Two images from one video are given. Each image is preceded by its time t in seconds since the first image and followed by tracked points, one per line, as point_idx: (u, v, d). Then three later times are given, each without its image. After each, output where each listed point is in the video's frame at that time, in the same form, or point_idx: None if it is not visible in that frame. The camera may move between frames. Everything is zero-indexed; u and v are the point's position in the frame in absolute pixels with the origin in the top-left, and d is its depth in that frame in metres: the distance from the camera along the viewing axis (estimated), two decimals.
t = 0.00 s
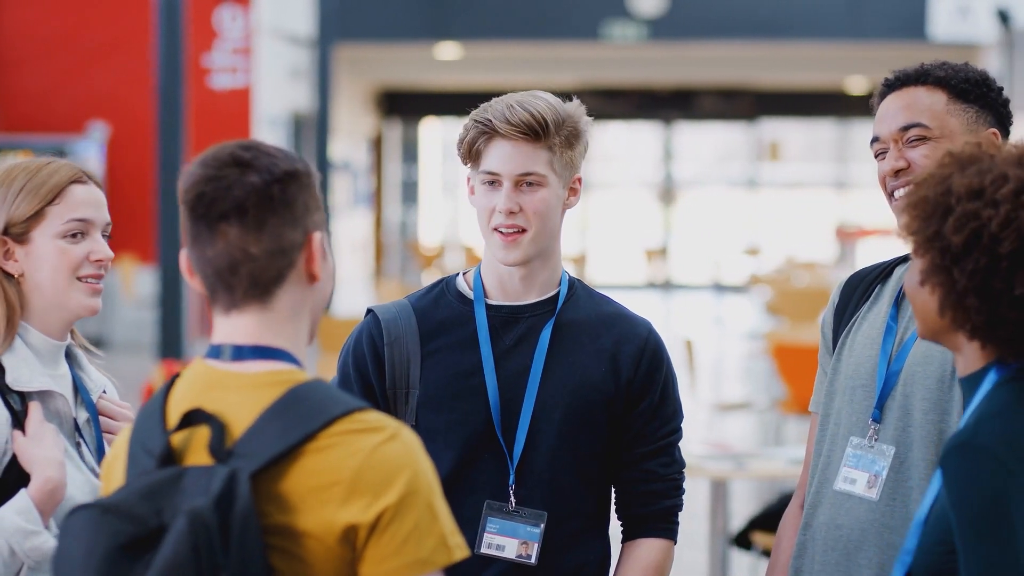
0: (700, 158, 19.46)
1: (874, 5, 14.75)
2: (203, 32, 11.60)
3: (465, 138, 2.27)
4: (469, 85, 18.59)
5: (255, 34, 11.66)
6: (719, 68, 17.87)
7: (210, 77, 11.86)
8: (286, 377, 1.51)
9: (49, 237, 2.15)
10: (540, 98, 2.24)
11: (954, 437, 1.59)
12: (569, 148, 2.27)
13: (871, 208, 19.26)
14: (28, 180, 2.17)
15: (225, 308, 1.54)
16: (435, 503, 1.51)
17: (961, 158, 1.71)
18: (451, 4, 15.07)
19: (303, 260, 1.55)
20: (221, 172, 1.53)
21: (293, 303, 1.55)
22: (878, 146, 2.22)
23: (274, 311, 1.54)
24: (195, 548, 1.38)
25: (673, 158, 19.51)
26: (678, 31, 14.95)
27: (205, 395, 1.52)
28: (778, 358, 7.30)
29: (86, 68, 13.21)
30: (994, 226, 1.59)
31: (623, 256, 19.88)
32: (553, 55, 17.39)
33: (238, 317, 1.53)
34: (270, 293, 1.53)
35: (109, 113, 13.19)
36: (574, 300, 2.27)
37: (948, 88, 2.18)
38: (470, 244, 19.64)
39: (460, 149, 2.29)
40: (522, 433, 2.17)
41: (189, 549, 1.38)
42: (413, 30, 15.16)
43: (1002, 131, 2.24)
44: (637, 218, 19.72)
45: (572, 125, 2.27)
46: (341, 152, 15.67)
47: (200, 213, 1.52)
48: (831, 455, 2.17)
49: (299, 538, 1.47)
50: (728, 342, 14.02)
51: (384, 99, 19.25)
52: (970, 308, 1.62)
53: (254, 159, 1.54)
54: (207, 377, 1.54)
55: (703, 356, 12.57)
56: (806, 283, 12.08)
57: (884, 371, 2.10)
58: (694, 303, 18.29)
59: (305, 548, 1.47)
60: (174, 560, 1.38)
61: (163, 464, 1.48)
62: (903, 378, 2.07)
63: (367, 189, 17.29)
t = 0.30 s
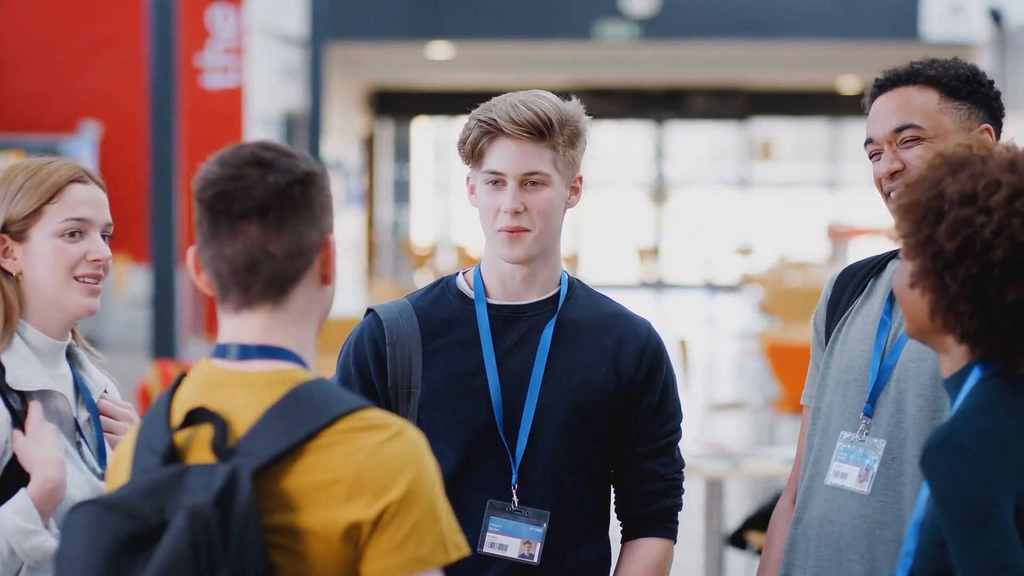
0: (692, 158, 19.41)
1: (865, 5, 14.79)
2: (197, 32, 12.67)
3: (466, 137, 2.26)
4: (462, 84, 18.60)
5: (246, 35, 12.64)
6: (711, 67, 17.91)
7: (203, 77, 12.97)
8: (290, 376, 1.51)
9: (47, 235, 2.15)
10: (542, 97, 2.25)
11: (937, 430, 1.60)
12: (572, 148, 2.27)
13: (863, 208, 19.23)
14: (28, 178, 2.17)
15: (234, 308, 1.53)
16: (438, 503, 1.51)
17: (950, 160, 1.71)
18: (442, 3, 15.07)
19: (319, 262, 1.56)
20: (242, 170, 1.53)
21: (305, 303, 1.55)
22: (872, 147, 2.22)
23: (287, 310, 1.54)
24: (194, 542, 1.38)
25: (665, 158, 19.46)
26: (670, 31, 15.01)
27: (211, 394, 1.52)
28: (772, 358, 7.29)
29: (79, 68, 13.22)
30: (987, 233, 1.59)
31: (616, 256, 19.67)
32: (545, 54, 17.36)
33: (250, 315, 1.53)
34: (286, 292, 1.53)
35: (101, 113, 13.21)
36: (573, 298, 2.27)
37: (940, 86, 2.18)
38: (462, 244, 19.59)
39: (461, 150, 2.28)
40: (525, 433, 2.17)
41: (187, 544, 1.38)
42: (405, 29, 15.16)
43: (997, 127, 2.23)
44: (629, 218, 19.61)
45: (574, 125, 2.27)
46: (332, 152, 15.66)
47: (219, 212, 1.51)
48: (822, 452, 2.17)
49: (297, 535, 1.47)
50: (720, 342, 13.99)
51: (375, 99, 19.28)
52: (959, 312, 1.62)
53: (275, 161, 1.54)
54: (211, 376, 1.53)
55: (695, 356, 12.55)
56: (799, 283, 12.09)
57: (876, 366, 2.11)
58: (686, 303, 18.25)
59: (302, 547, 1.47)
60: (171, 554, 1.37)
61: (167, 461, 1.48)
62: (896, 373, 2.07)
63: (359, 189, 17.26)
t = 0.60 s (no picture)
0: (684, 159, 19.39)
1: (857, 5, 14.77)
2: (188, 31, 12.97)
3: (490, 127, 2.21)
4: (454, 84, 18.57)
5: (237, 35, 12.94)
6: (703, 68, 17.88)
7: (196, 76, 13.41)
8: (295, 378, 1.51)
9: (48, 235, 2.15)
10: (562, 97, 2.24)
11: (927, 428, 1.60)
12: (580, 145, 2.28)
13: (854, 208, 19.23)
14: (30, 177, 2.17)
15: (240, 308, 1.54)
16: (438, 506, 1.50)
17: (935, 157, 1.72)
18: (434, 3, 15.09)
19: (328, 261, 1.57)
20: (253, 168, 1.53)
21: (311, 304, 1.56)
22: (862, 145, 2.23)
23: (295, 310, 1.54)
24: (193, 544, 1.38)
25: (656, 158, 19.41)
26: (661, 31, 14.99)
27: (213, 396, 1.52)
28: (763, 356, 7.33)
29: (71, 68, 13.21)
30: (976, 224, 1.60)
31: (608, 256, 19.72)
32: (537, 54, 17.32)
33: (256, 314, 1.53)
34: (292, 292, 1.53)
35: (94, 114, 13.21)
36: (570, 299, 2.27)
37: (930, 84, 2.18)
38: (455, 244, 19.59)
39: (480, 148, 2.22)
40: (525, 433, 2.17)
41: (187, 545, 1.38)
42: (396, 29, 15.13)
43: (988, 124, 2.23)
44: (621, 218, 19.61)
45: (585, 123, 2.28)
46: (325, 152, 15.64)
47: (229, 209, 1.51)
48: (812, 451, 2.18)
49: (295, 536, 1.47)
50: (712, 341, 14.04)
51: (366, 99, 19.21)
52: (956, 306, 1.62)
53: (285, 160, 1.54)
54: (214, 377, 1.53)
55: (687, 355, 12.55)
56: (790, 283, 12.09)
57: (868, 365, 2.11)
58: (678, 303, 18.26)
59: (299, 548, 1.47)
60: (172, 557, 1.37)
61: (168, 463, 1.47)
62: (888, 374, 2.07)
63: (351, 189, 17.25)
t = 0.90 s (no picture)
0: (675, 159, 19.36)
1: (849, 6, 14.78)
2: (180, 32, 13.06)
3: (524, 125, 2.22)
4: (447, 84, 18.57)
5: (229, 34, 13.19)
6: (695, 68, 17.88)
7: (187, 77, 13.33)
8: (296, 378, 1.53)
9: (48, 236, 2.16)
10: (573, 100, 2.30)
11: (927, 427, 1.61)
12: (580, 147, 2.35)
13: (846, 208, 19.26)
14: (32, 178, 2.18)
15: (241, 309, 1.56)
16: (437, 503, 1.52)
17: (929, 156, 1.74)
18: (425, 4, 15.11)
19: (327, 261, 1.59)
20: (251, 170, 1.55)
21: (311, 304, 1.58)
22: (843, 144, 2.25)
23: (293, 311, 1.56)
24: (196, 547, 1.39)
25: (647, 157, 19.34)
26: (652, 31, 15.02)
27: (214, 398, 1.53)
28: (756, 356, 7.35)
29: (62, 68, 13.18)
30: (977, 219, 1.61)
31: (600, 256, 19.71)
32: (529, 54, 17.32)
33: (255, 316, 1.55)
34: (291, 292, 1.55)
35: (85, 114, 13.19)
36: (563, 297, 2.30)
37: (912, 84, 2.20)
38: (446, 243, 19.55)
39: (507, 148, 2.22)
40: (525, 431, 2.19)
41: (190, 548, 1.39)
42: (388, 29, 15.14)
43: (969, 122, 2.26)
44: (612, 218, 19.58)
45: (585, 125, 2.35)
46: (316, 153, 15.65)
47: (226, 211, 1.53)
48: (805, 455, 2.20)
49: (296, 539, 1.48)
50: (705, 341, 14.04)
51: (357, 98, 19.39)
52: (961, 302, 1.62)
53: (281, 161, 1.56)
54: (216, 380, 1.55)
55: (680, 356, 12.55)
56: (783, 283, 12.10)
57: (859, 369, 2.14)
58: (670, 303, 18.22)
59: (301, 550, 1.49)
60: (174, 558, 1.39)
61: (168, 466, 1.49)
62: (879, 374, 2.10)
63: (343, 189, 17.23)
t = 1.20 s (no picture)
0: (667, 159, 19.37)
1: (841, 5, 14.79)
2: (173, 31, 13.21)
3: (524, 123, 2.22)
4: (440, 84, 18.55)
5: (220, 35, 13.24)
6: (687, 67, 17.88)
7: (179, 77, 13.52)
8: (301, 378, 1.53)
9: (49, 238, 2.16)
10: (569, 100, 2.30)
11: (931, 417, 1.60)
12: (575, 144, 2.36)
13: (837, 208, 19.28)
14: (35, 178, 2.18)
15: (245, 309, 1.56)
16: (443, 503, 1.52)
17: (936, 152, 1.73)
18: (417, 4, 15.12)
19: (330, 261, 1.59)
20: (252, 171, 1.55)
21: (315, 301, 1.58)
22: (828, 146, 2.26)
23: (297, 312, 1.56)
24: (204, 546, 1.39)
25: (639, 157, 19.36)
26: (644, 31, 15.05)
27: (219, 396, 1.54)
28: (749, 356, 7.38)
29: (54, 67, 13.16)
30: (990, 214, 1.60)
31: (591, 256, 19.72)
32: (521, 54, 17.33)
33: (260, 316, 1.55)
34: (294, 293, 1.55)
35: (76, 113, 13.16)
36: (561, 296, 2.31)
37: (896, 84, 2.21)
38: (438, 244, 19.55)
39: (507, 148, 2.22)
40: (526, 429, 2.19)
41: (198, 547, 1.39)
42: (380, 30, 15.13)
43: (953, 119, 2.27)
44: (604, 217, 19.61)
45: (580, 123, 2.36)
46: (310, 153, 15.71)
47: (228, 211, 1.54)
48: (802, 458, 2.20)
49: (303, 537, 1.49)
50: (697, 341, 14.08)
51: (348, 98, 19.17)
52: (975, 299, 1.62)
53: (282, 160, 1.56)
54: (221, 377, 1.55)
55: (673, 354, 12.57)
56: (775, 283, 12.13)
57: (856, 371, 2.15)
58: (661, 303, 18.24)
59: (308, 550, 1.49)
60: (181, 558, 1.39)
61: (173, 464, 1.49)
62: (879, 374, 2.11)
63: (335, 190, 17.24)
